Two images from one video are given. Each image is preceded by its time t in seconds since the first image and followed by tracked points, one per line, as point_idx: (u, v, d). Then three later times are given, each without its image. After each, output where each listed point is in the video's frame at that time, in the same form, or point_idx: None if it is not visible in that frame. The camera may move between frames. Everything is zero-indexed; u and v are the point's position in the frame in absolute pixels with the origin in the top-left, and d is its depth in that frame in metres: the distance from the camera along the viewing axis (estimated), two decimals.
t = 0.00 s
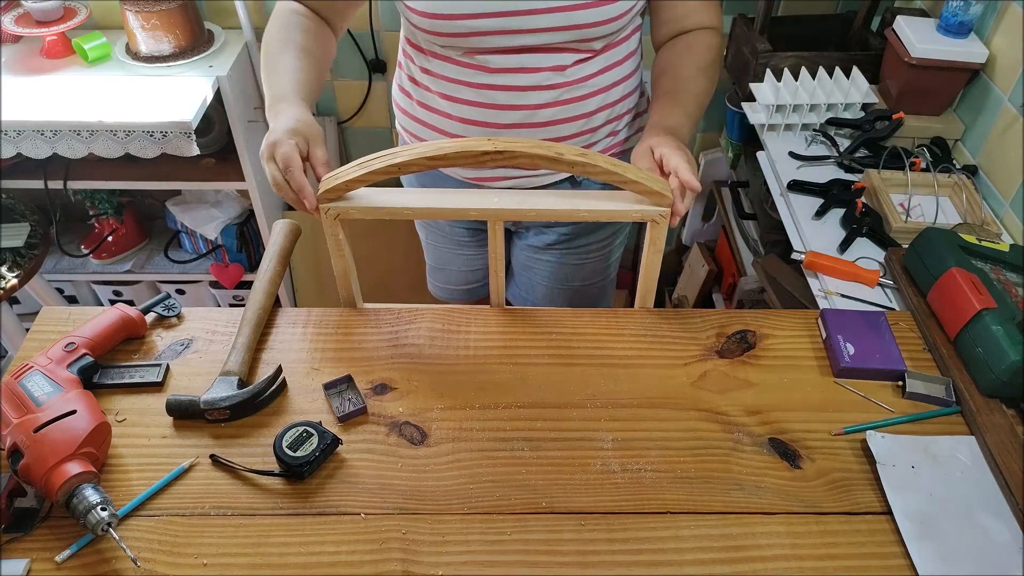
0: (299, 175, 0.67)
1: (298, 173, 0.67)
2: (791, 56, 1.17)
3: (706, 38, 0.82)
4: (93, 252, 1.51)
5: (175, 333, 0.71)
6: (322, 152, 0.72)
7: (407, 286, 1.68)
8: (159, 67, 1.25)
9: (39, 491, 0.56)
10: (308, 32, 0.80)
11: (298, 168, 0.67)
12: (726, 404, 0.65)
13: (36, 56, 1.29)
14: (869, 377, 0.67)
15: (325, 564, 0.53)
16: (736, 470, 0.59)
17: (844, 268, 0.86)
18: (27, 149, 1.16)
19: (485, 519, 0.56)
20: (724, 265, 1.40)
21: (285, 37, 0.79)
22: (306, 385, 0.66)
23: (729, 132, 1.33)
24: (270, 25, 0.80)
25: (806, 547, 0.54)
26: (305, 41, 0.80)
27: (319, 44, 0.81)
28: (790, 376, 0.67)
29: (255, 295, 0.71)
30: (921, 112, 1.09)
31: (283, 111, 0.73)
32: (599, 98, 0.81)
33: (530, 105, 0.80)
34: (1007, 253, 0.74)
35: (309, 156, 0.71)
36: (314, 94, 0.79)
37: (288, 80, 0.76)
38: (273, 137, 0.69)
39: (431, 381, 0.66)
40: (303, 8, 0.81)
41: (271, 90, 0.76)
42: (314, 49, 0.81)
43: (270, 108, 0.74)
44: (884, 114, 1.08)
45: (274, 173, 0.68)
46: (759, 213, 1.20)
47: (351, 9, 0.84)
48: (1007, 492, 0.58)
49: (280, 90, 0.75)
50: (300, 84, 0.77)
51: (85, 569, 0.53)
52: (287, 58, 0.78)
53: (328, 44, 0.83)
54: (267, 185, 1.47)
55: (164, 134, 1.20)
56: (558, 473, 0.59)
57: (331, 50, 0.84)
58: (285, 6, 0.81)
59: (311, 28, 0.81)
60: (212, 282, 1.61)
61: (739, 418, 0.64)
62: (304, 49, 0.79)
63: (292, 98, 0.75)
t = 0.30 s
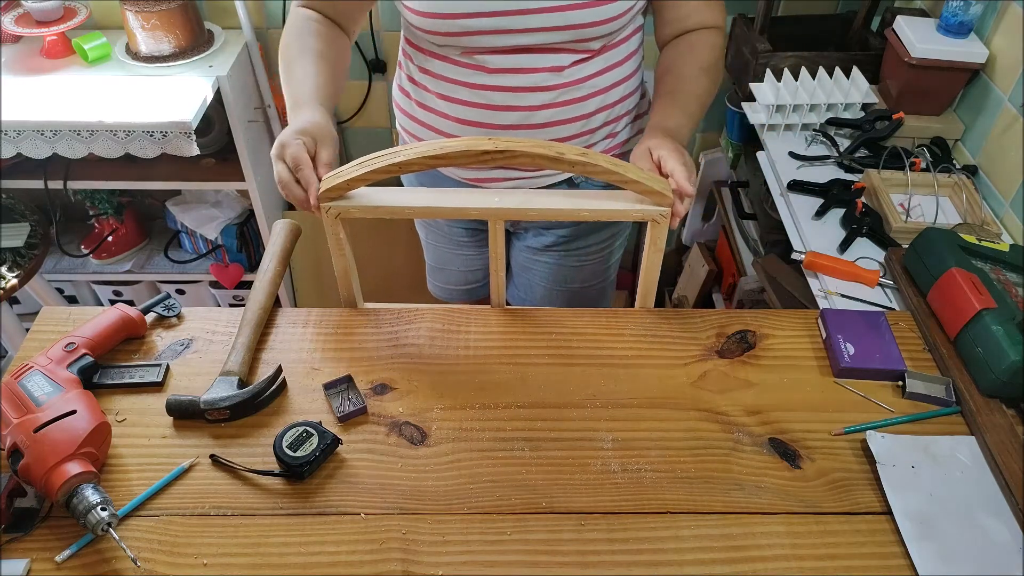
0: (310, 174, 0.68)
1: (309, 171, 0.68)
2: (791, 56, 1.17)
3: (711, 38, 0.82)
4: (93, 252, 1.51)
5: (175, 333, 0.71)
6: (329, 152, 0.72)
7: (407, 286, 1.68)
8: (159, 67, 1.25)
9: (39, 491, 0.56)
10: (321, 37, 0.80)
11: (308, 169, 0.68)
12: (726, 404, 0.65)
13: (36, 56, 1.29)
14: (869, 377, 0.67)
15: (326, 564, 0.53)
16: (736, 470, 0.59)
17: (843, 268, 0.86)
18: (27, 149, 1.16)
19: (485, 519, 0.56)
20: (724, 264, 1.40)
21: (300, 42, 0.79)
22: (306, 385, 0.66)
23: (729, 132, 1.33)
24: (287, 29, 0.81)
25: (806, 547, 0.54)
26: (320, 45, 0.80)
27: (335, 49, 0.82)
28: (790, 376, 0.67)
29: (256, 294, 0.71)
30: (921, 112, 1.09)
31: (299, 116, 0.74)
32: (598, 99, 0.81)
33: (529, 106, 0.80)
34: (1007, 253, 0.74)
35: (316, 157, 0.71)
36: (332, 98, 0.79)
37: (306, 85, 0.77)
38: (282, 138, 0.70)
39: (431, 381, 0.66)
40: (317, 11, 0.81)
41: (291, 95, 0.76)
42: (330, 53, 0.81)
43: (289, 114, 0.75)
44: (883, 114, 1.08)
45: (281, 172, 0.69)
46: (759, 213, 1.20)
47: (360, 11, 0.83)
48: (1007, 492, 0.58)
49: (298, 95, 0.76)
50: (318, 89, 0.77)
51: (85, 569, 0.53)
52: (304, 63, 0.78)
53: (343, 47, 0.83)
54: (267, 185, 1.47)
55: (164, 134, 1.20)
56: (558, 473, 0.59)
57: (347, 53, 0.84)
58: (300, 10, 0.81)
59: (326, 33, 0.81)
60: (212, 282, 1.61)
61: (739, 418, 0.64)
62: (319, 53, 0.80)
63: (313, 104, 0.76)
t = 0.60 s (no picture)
0: (314, 176, 0.68)
1: (312, 174, 0.68)
2: (791, 56, 1.17)
3: (714, 40, 0.82)
4: (93, 252, 1.51)
5: (175, 333, 0.71)
6: (331, 155, 0.72)
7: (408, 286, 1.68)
8: (159, 67, 1.25)
9: (39, 491, 0.56)
10: (324, 38, 0.81)
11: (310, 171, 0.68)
12: (726, 404, 0.65)
13: (36, 56, 1.29)
14: (869, 377, 0.67)
15: (326, 564, 0.53)
16: (736, 470, 0.59)
17: (843, 268, 0.86)
18: (27, 149, 1.17)
19: (484, 519, 0.56)
20: (724, 265, 1.40)
21: (303, 44, 0.79)
22: (306, 385, 0.66)
23: (729, 132, 1.33)
24: (289, 31, 0.81)
25: (806, 547, 0.54)
26: (323, 47, 0.80)
27: (337, 51, 0.82)
28: (790, 376, 0.67)
29: (256, 295, 0.71)
30: (921, 112, 1.09)
31: (302, 117, 0.74)
32: (599, 102, 0.81)
33: (529, 109, 0.80)
34: (1006, 253, 0.74)
35: (318, 160, 0.71)
36: (336, 101, 0.79)
37: (309, 87, 0.77)
38: (284, 140, 0.70)
39: (431, 381, 0.66)
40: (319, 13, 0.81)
41: (294, 97, 0.77)
42: (333, 55, 0.81)
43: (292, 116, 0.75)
44: (883, 114, 1.08)
45: (283, 173, 0.69)
46: (759, 213, 1.20)
47: (363, 12, 0.83)
48: (1007, 492, 0.58)
49: (301, 97, 0.76)
50: (321, 91, 0.77)
51: (85, 569, 0.53)
52: (307, 65, 0.79)
53: (345, 49, 0.83)
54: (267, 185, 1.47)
55: (164, 134, 1.20)
56: (558, 473, 0.59)
57: (349, 53, 0.84)
58: (303, 12, 0.81)
59: (328, 34, 0.81)
60: (212, 282, 1.61)
61: (739, 418, 0.64)
62: (322, 55, 0.80)
63: (315, 105, 0.76)
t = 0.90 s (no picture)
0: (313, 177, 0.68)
1: (312, 176, 0.68)
2: (791, 56, 1.17)
3: (715, 41, 0.82)
4: (93, 252, 1.51)
5: (175, 333, 0.71)
6: (329, 157, 0.72)
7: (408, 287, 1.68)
8: (159, 67, 1.25)
9: (39, 491, 0.56)
10: (324, 39, 0.81)
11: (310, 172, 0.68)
12: (726, 404, 0.65)
13: (35, 56, 1.29)
14: (869, 377, 0.67)
15: (325, 564, 0.53)
16: (736, 470, 0.59)
17: (843, 268, 0.86)
18: (27, 149, 1.17)
19: (484, 519, 0.56)
20: (724, 264, 1.40)
21: (303, 45, 0.80)
22: (306, 385, 0.66)
23: (729, 132, 1.33)
24: (289, 31, 0.81)
25: (806, 547, 0.54)
26: (322, 48, 0.80)
27: (337, 51, 0.82)
28: (790, 376, 0.67)
29: (256, 295, 0.71)
30: (921, 112, 1.09)
31: (300, 117, 0.74)
32: (602, 104, 0.81)
33: (533, 111, 0.80)
34: (1006, 253, 0.74)
35: (317, 161, 0.71)
36: (333, 100, 0.80)
37: (306, 86, 0.77)
38: (283, 141, 0.70)
39: (431, 381, 0.66)
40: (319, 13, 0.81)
41: (291, 97, 0.77)
42: (333, 56, 0.81)
43: (288, 115, 0.75)
44: (884, 114, 1.08)
45: (281, 174, 0.69)
46: (759, 213, 1.20)
47: (364, 13, 0.83)
48: (1007, 492, 0.58)
49: (298, 97, 0.76)
50: (318, 91, 0.77)
51: (85, 569, 0.53)
52: (305, 65, 0.79)
53: (345, 49, 0.83)
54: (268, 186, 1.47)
55: (164, 134, 1.20)
56: (558, 473, 0.59)
57: (349, 54, 0.84)
58: (302, 12, 0.81)
59: (327, 34, 0.81)
60: (212, 282, 1.61)
61: (739, 418, 0.64)
62: (322, 55, 0.80)
63: (311, 104, 0.76)
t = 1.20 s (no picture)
0: (313, 178, 0.68)
1: (312, 176, 0.68)
2: (791, 56, 1.17)
3: (716, 42, 0.82)
4: (93, 251, 1.51)
5: (175, 333, 0.71)
6: (329, 158, 0.72)
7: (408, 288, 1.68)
8: (159, 67, 1.25)
9: (39, 491, 0.56)
10: (323, 38, 0.80)
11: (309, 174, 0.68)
12: (726, 404, 0.65)
13: (35, 55, 1.29)
14: (869, 377, 0.67)
15: (325, 564, 0.53)
16: (736, 470, 0.59)
17: (843, 268, 0.86)
18: (27, 149, 1.17)
19: (485, 519, 0.56)
20: (724, 264, 1.40)
21: (302, 42, 0.79)
22: (306, 385, 0.66)
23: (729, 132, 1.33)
24: (288, 28, 0.81)
25: (806, 547, 0.54)
26: (321, 46, 0.80)
27: (336, 50, 0.82)
28: (790, 376, 0.67)
29: (256, 295, 0.71)
30: (922, 112, 1.09)
31: (298, 116, 0.74)
32: (604, 105, 0.81)
33: (534, 112, 0.80)
34: (1007, 252, 0.74)
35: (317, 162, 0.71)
36: (331, 99, 0.79)
37: (304, 84, 0.77)
38: (282, 139, 0.70)
39: (431, 381, 0.66)
40: (319, 11, 0.81)
41: (287, 95, 0.76)
42: (332, 55, 0.81)
43: (285, 113, 0.75)
44: (884, 114, 1.08)
45: (281, 173, 0.69)
46: (759, 213, 1.20)
47: (364, 13, 0.83)
48: (1007, 492, 0.58)
49: (296, 95, 0.76)
50: (316, 89, 0.77)
51: (85, 569, 0.53)
52: (304, 63, 0.78)
53: (344, 48, 0.83)
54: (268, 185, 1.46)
55: (164, 134, 1.20)
56: (558, 473, 0.59)
57: (348, 53, 0.84)
58: (301, 10, 0.81)
59: (326, 33, 0.81)
60: (212, 282, 1.61)
61: (739, 418, 0.64)
62: (320, 54, 0.80)
63: (307, 103, 0.76)
